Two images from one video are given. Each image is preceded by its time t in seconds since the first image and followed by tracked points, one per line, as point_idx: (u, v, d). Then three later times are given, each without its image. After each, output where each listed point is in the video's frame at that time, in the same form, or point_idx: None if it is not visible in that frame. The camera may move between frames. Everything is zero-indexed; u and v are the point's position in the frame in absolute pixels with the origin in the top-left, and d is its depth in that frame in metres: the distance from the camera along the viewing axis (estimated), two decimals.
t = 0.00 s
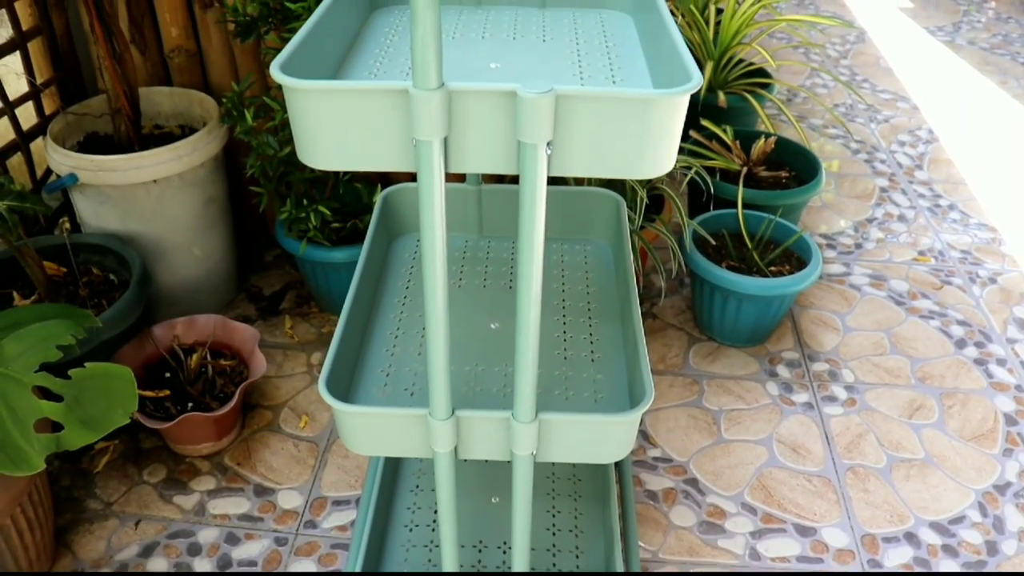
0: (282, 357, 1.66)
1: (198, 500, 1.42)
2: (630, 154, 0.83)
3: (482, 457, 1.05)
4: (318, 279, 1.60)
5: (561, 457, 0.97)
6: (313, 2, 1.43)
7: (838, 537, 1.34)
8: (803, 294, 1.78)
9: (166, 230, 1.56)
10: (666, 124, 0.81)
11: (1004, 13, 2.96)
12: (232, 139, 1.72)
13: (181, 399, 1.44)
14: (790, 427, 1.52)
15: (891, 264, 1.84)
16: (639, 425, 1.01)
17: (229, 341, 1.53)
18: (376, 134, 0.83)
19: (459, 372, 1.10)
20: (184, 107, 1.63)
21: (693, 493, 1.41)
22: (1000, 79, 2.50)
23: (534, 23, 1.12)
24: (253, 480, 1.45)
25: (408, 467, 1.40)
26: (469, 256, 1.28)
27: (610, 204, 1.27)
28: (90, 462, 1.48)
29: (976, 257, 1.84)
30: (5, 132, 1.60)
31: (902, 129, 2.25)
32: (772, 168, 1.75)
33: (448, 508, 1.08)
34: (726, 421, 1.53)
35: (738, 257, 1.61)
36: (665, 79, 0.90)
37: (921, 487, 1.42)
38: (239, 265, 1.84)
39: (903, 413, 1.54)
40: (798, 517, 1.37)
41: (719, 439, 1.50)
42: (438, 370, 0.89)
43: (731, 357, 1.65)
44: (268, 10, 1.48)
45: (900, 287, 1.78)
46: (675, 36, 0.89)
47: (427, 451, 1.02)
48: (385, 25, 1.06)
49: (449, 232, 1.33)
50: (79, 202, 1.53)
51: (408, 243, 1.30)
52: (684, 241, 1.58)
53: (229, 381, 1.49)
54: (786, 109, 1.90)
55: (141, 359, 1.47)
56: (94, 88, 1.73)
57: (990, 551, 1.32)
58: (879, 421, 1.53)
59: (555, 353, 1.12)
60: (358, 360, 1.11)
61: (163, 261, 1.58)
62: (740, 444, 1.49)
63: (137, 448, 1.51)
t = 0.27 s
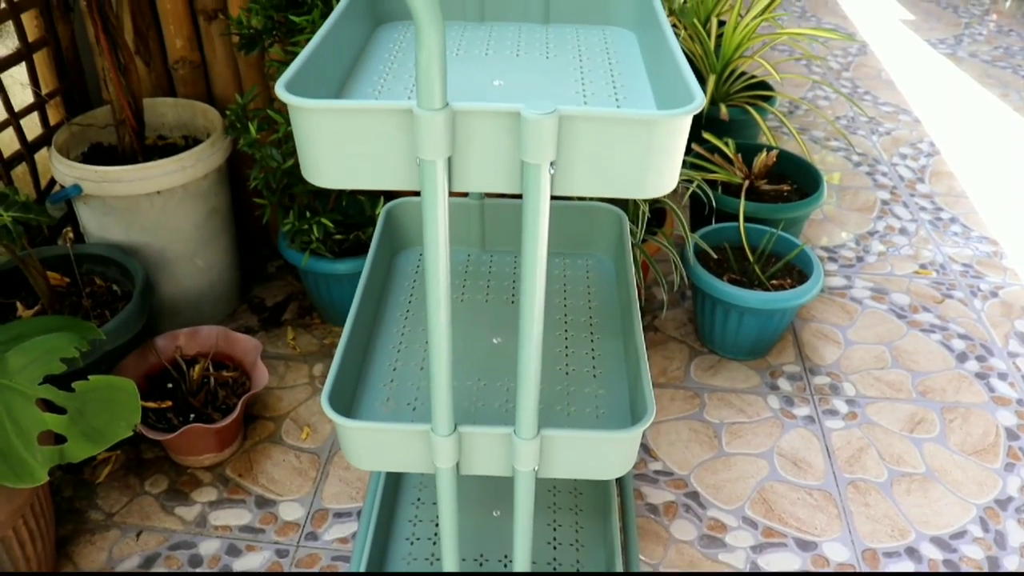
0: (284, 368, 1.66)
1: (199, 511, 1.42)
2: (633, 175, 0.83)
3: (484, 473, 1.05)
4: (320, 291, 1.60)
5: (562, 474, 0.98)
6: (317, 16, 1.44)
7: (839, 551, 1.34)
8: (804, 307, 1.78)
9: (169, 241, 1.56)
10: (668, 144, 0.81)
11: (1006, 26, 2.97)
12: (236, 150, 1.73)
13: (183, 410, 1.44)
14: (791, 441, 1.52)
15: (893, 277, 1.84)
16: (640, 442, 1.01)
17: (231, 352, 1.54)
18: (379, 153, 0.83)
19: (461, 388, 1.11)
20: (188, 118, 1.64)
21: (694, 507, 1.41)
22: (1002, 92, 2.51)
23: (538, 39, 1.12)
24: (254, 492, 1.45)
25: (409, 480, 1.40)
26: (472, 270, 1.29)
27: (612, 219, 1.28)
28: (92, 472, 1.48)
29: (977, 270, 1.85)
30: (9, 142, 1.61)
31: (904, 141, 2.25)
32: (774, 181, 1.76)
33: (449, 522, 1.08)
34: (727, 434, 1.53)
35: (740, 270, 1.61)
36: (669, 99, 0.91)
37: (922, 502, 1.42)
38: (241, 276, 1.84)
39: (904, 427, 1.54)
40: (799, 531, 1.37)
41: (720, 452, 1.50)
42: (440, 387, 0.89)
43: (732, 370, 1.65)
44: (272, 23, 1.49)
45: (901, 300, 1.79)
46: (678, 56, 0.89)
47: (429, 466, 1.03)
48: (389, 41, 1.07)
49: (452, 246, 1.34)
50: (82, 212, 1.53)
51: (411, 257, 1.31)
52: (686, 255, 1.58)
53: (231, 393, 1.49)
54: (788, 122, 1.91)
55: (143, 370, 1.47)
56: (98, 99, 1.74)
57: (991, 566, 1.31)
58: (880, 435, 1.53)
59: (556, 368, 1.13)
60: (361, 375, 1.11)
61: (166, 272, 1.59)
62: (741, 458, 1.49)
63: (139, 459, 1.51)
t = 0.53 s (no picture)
0: (287, 379, 1.67)
1: (202, 523, 1.42)
2: (636, 194, 0.83)
3: (488, 488, 1.05)
4: (323, 303, 1.61)
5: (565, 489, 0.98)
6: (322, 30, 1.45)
7: (841, 564, 1.34)
8: (806, 319, 1.79)
9: (174, 252, 1.57)
10: (672, 164, 0.81)
11: (1006, 38, 2.98)
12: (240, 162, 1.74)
13: (187, 421, 1.45)
14: (793, 453, 1.52)
15: (894, 289, 1.84)
16: (643, 457, 1.02)
17: (235, 364, 1.54)
18: (385, 172, 0.84)
19: (465, 402, 1.11)
20: (193, 130, 1.65)
21: (696, 519, 1.41)
22: (1003, 104, 2.51)
23: (541, 55, 1.13)
24: (258, 504, 1.45)
25: (412, 493, 1.40)
26: (475, 284, 1.29)
27: (615, 234, 1.28)
28: (96, 483, 1.48)
29: (979, 282, 1.85)
30: (15, 155, 1.62)
31: (905, 153, 2.26)
32: (776, 194, 1.77)
33: (453, 536, 1.08)
34: (729, 447, 1.53)
35: (742, 282, 1.61)
36: (673, 118, 0.91)
37: (924, 514, 1.42)
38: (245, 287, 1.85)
39: (906, 439, 1.54)
40: (800, 543, 1.37)
41: (722, 464, 1.50)
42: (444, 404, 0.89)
43: (734, 382, 1.66)
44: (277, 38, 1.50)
45: (902, 312, 1.79)
46: (681, 76, 0.90)
47: (433, 481, 1.03)
48: (394, 57, 1.08)
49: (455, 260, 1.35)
50: (87, 224, 1.54)
51: (415, 271, 1.31)
52: (688, 268, 1.59)
53: (235, 404, 1.49)
54: (789, 134, 1.92)
55: (147, 381, 1.48)
56: (103, 111, 1.75)
57: None
58: (881, 447, 1.53)
59: (560, 383, 1.13)
60: (365, 389, 1.12)
61: (170, 283, 1.59)
62: (743, 470, 1.49)
63: (143, 470, 1.52)
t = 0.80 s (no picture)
0: (290, 391, 1.67)
1: (205, 535, 1.42)
2: (639, 213, 0.84)
3: (491, 502, 1.05)
4: (326, 314, 1.61)
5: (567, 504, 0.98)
6: (325, 43, 1.46)
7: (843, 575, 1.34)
8: (807, 330, 1.79)
9: (177, 264, 1.57)
10: (674, 183, 0.82)
11: (1005, 47, 3.00)
12: (242, 173, 1.74)
13: (190, 434, 1.45)
14: (795, 464, 1.52)
15: (895, 299, 1.85)
16: (644, 472, 1.02)
17: (238, 376, 1.54)
18: (389, 191, 0.84)
19: (468, 417, 1.11)
20: (196, 142, 1.65)
21: (698, 531, 1.41)
22: (1003, 113, 2.52)
23: (543, 71, 1.13)
24: (260, 515, 1.45)
25: (415, 505, 1.41)
26: (478, 298, 1.30)
27: (617, 248, 1.29)
28: (99, 495, 1.48)
29: (979, 292, 1.86)
30: (19, 166, 1.63)
31: (905, 163, 2.27)
32: (777, 204, 1.77)
33: (456, 551, 1.08)
34: (730, 458, 1.53)
35: (743, 294, 1.62)
36: (674, 136, 0.92)
37: (926, 525, 1.42)
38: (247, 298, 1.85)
39: (907, 450, 1.55)
40: (803, 555, 1.37)
41: (724, 476, 1.50)
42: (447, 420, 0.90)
43: (736, 393, 1.66)
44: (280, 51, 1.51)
45: (903, 322, 1.79)
46: (682, 92, 0.91)
47: (436, 495, 1.03)
48: (397, 73, 1.09)
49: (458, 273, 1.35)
50: (90, 236, 1.55)
51: (418, 284, 1.32)
52: (689, 279, 1.59)
53: (238, 416, 1.50)
54: (790, 144, 1.92)
55: (150, 393, 1.48)
56: (107, 123, 1.76)
57: None
58: (883, 458, 1.53)
59: (562, 397, 1.14)
60: (369, 404, 1.12)
61: (173, 295, 1.60)
62: (744, 481, 1.49)
63: (146, 482, 1.52)
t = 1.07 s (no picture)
0: (292, 405, 1.68)
1: (207, 549, 1.42)
2: (641, 236, 0.84)
3: (493, 520, 1.06)
4: (329, 329, 1.62)
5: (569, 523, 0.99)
6: (328, 60, 1.47)
7: None
8: (808, 343, 1.80)
9: (180, 279, 1.58)
10: (676, 207, 0.82)
11: (1005, 59, 3.01)
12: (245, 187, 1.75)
13: (192, 448, 1.46)
14: (796, 479, 1.52)
15: (896, 312, 1.85)
16: (646, 490, 1.02)
17: (240, 390, 1.55)
18: (392, 215, 0.85)
19: (470, 434, 1.12)
20: (199, 156, 1.66)
21: (699, 546, 1.41)
22: (1003, 125, 2.53)
23: (545, 90, 1.14)
24: (263, 529, 1.45)
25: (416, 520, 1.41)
26: (480, 314, 1.31)
27: (618, 265, 1.30)
28: (101, 509, 1.49)
29: (980, 306, 1.86)
30: (24, 180, 1.63)
31: (906, 175, 2.27)
32: (778, 218, 1.78)
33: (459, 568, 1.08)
34: (732, 472, 1.53)
35: (744, 308, 1.62)
36: (676, 158, 0.92)
37: (927, 540, 1.42)
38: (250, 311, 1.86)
39: (908, 465, 1.55)
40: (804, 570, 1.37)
41: (725, 491, 1.50)
42: (449, 440, 0.90)
43: (737, 407, 1.66)
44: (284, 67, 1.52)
45: (904, 336, 1.80)
46: (684, 114, 0.91)
47: (438, 513, 1.04)
48: (400, 92, 1.09)
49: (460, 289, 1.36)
50: (95, 249, 1.55)
51: (420, 301, 1.33)
52: (691, 294, 1.60)
53: (240, 431, 1.50)
54: (791, 158, 1.93)
55: (153, 407, 1.49)
56: (111, 136, 1.77)
57: None
58: (884, 473, 1.53)
59: (564, 415, 1.14)
60: (372, 421, 1.13)
61: (176, 309, 1.61)
62: (745, 496, 1.49)
63: (148, 496, 1.52)
